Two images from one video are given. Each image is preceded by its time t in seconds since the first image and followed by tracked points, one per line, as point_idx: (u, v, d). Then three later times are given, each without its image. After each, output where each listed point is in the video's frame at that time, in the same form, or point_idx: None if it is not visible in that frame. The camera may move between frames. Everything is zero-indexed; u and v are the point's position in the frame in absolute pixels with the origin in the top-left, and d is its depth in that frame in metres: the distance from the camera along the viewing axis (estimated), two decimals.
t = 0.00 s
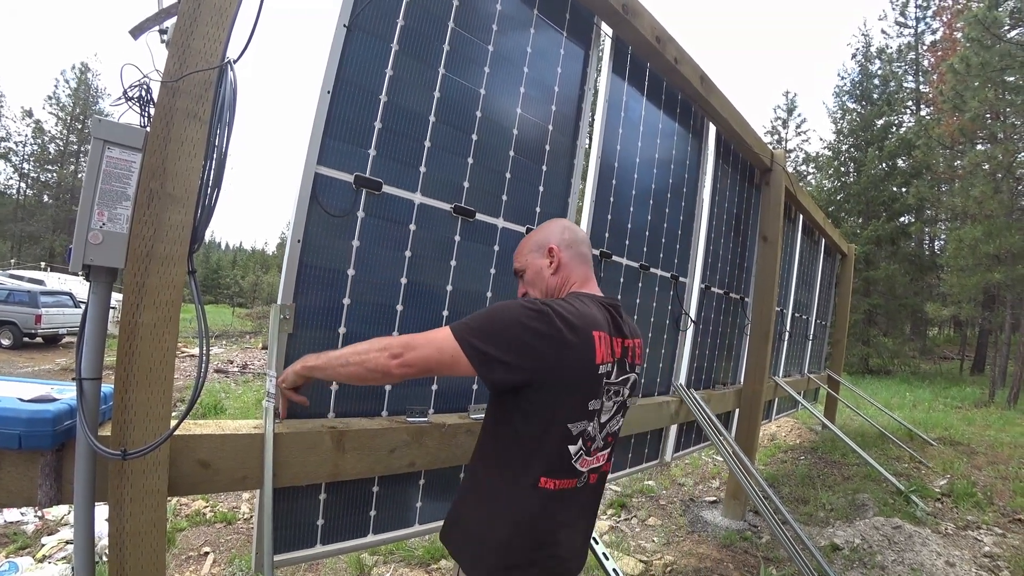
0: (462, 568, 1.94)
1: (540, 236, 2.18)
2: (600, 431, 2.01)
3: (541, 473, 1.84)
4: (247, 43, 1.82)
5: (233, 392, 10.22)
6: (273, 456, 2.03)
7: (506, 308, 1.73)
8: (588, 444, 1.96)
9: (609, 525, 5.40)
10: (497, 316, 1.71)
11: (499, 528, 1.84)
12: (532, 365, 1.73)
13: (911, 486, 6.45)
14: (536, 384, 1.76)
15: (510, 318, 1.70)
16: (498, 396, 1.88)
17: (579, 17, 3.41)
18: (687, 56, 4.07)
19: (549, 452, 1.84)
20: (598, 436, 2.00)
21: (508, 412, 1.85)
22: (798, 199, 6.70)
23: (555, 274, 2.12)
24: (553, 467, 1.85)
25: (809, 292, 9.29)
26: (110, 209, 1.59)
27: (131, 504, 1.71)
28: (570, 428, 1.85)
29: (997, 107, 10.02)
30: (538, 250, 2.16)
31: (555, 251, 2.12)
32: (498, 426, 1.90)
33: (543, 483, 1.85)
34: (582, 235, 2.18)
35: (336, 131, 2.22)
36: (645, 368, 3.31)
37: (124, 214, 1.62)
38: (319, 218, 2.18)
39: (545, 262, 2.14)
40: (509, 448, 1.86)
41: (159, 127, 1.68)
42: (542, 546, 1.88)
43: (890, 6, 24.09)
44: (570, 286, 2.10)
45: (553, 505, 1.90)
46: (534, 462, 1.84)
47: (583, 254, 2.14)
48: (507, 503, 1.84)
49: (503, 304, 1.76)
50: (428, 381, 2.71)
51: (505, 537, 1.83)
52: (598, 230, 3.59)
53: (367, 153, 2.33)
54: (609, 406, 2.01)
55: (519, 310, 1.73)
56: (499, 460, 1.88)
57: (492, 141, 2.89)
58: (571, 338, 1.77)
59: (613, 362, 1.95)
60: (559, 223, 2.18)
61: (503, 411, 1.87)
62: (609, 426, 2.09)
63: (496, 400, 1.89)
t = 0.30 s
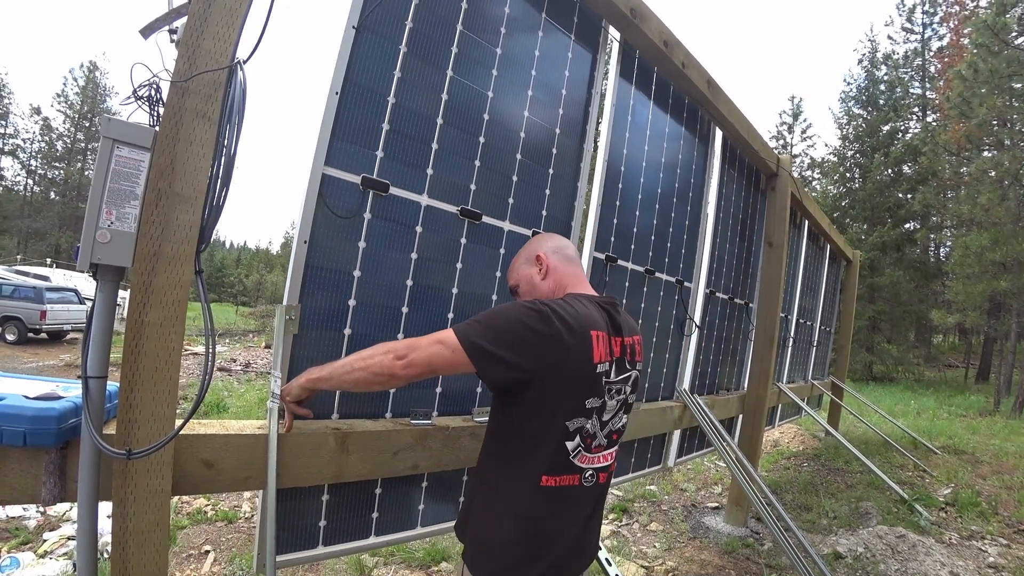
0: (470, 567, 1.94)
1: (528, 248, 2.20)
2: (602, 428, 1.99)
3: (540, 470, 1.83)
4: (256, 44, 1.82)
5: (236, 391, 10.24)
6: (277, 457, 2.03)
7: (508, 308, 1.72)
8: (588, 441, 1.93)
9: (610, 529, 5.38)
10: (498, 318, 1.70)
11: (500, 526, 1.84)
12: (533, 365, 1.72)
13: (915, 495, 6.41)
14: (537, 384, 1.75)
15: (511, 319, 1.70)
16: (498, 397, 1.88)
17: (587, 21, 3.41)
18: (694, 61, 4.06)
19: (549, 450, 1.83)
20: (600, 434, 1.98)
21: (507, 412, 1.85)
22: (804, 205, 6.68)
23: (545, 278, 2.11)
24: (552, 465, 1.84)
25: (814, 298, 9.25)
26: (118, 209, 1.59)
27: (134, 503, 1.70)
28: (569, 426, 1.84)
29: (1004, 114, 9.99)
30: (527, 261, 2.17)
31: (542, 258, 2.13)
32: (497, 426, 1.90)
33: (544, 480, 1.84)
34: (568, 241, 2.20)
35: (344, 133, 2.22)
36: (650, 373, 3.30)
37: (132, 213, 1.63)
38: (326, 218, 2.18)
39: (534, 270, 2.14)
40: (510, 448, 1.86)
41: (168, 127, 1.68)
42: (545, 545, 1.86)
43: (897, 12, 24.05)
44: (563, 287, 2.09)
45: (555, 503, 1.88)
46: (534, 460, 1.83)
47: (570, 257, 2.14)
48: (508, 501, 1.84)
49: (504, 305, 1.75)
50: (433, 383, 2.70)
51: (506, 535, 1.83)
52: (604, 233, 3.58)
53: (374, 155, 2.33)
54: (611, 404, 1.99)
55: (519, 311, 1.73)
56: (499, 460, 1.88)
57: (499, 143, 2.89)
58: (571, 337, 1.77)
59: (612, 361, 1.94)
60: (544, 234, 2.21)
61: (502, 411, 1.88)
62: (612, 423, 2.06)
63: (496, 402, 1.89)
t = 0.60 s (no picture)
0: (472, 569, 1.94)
1: (538, 246, 2.19)
2: (609, 436, 1.99)
3: (545, 475, 1.83)
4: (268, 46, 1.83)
5: (242, 390, 10.28)
6: (284, 458, 2.03)
7: (516, 312, 1.72)
8: (595, 447, 1.93)
9: (614, 534, 5.36)
10: (505, 320, 1.70)
11: (504, 529, 1.84)
12: (539, 369, 1.72)
13: (922, 503, 6.35)
14: (543, 387, 1.75)
15: (518, 323, 1.70)
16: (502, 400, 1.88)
17: (596, 25, 3.41)
18: (703, 65, 4.06)
19: (553, 455, 1.83)
20: (606, 440, 1.98)
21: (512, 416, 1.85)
22: (812, 210, 6.65)
23: (554, 278, 2.11)
24: (557, 470, 1.84)
25: (821, 303, 9.20)
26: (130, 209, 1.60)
27: (142, 503, 1.71)
28: (574, 431, 1.83)
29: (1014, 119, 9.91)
30: (537, 258, 2.17)
31: (552, 257, 2.13)
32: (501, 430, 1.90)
33: (548, 485, 1.84)
34: (578, 241, 2.19)
35: (353, 135, 2.23)
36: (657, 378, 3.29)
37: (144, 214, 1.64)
38: (335, 221, 2.19)
39: (544, 270, 2.14)
40: (513, 452, 1.85)
41: (180, 129, 1.69)
42: (549, 549, 1.85)
43: (906, 16, 23.94)
44: (571, 289, 2.09)
45: (560, 508, 1.87)
46: (538, 465, 1.82)
47: (580, 258, 2.14)
48: (512, 504, 1.84)
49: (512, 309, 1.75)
50: (440, 386, 2.70)
51: (510, 539, 1.83)
52: (611, 237, 3.57)
53: (383, 157, 2.34)
54: (617, 411, 2.00)
55: (527, 314, 1.73)
56: (503, 463, 1.87)
57: (507, 146, 2.89)
58: (578, 342, 1.77)
59: (616, 367, 1.94)
60: (555, 232, 2.21)
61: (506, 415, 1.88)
62: (619, 431, 2.07)
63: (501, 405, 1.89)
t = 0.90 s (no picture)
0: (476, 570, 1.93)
1: (541, 247, 2.19)
2: (614, 436, 2.00)
3: (550, 476, 1.83)
4: (270, 49, 1.84)
5: (244, 393, 10.30)
6: (286, 459, 2.04)
7: (518, 313, 1.72)
8: (600, 449, 1.93)
9: (617, 535, 5.35)
10: (507, 321, 1.70)
11: (508, 531, 1.84)
12: (541, 369, 1.72)
13: (926, 503, 6.34)
14: (544, 388, 1.75)
15: (520, 323, 1.70)
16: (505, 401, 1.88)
17: (596, 25, 3.42)
18: (703, 65, 4.06)
19: (557, 456, 1.83)
20: (610, 441, 1.98)
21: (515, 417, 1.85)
22: (813, 210, 6.65)
23: (557, 279, 2.11)
24: (561, 471, 1.84)
25: (823, 303, 9.20)
26: (132, 211, 1.61)
27: (145, 504, 1.71)
28: (578, 432, 1.84)
29: (1016, 118, 9.89)
30: (540, 259, 2.17)
31: (555, 258, 2.13)
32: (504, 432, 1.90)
33: (553, 486, 1.84)
34: (581, 241, 2.19)
35: (354, 137, 2.23)
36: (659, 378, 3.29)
37: (146, 216, 1.64)
38: (337, 222, 2.19)
39: (547, 270, 2.14)
40: (517, 453, 1.86)
41: (182, 131, 1.70)
42: (554, 550, 1.85)
43: (907, 16, 23.92)
44: (574, 291, 2.09)
45: (564, 509, 1.88)
46: (542, 466, 1.82)
47: (583, 259, 2.14)
48: (516, 506, 1.84)
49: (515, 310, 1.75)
50: (442, 387, 2.70)
51: (514, 540, 1.83)
52: (612, 238, 3.57)
53: (384, 159, 2.34)
54: (621, 411, 2.00)
55: (528, 315, 1.73)
56: (508, 465, 1.87)
57: (509, 147, 2.89)
58: (580, 342, 1.77)
59: (619, 367, 1.94)
60: (558, 233, 2.21)
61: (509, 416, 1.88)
62: (623, 432, 2.07)
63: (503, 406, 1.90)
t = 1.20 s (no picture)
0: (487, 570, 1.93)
1: (544, 244, 2.18)
2: (623, 433, 1.99)
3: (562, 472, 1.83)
4: (268, 52, 1.84)
5: (250, 398, 10.32)
6: (294, 462, 2.04)
7: (523, 312, 1.72)
8: (610, 445, 1.93)
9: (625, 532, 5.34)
10: (513, 320, 1.70)
11: (521, 530, 1.83)
12: (547, 366, 1.71)
13: (935, 494, 6.31)
14: (552, 386, 1.74)
15: (526, 322, 1.69)
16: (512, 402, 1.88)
17: (593, 22, 3.41)
18: (701, 59, 4.05)
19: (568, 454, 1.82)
20: (620, 438, 1.97)
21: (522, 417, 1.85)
22: (815, 202, 6.63)
23: (563, 276, 2.10)
24: (572, 469, 1.84)
25: (827, 295, 9.17)
26: (134, 217, 1.61)
27: (153, 509, 1.72)
28: (587, 429, 1.83)
29: (1016, 105, 9.84)
30: (545, 256, 2.16)
31: (560, 256, 2.11)
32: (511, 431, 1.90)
33: (563, 484, 1.83)
34: (584, 237, 2.18)
35: (354, 138, 2.23)
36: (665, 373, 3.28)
37: (148, 221, 1.64)
38: (338, 224, 2.19)
39: (552, 268, 2.13)
40: (526, 451, 1.85)
41: (182, 136, 1.70)
42: (568, 547, 1.85)
43: (904, 6, 23.83)
44: (579, 288, 2.08)
45: (575, 507, 1.87)
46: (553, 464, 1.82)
47: (588, 255, 2.13)
48: (528, 505, 1.84)
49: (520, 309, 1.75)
50: (447, 387, 2.70)
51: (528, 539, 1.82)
52: (614, 234, 3.57)
53: (384, 160, 2.34)
54: (630, 407, 2.00)
55: (534, 314, 1.72)
56: (517, 464, 1.87)
57: (508, 145, 2.89)
58: (587, 339, 1.76)
59: (627, 363, 1.93)
60: (560, 230, 2.20)
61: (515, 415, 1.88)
62: (633, 427, 2.06)
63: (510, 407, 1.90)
